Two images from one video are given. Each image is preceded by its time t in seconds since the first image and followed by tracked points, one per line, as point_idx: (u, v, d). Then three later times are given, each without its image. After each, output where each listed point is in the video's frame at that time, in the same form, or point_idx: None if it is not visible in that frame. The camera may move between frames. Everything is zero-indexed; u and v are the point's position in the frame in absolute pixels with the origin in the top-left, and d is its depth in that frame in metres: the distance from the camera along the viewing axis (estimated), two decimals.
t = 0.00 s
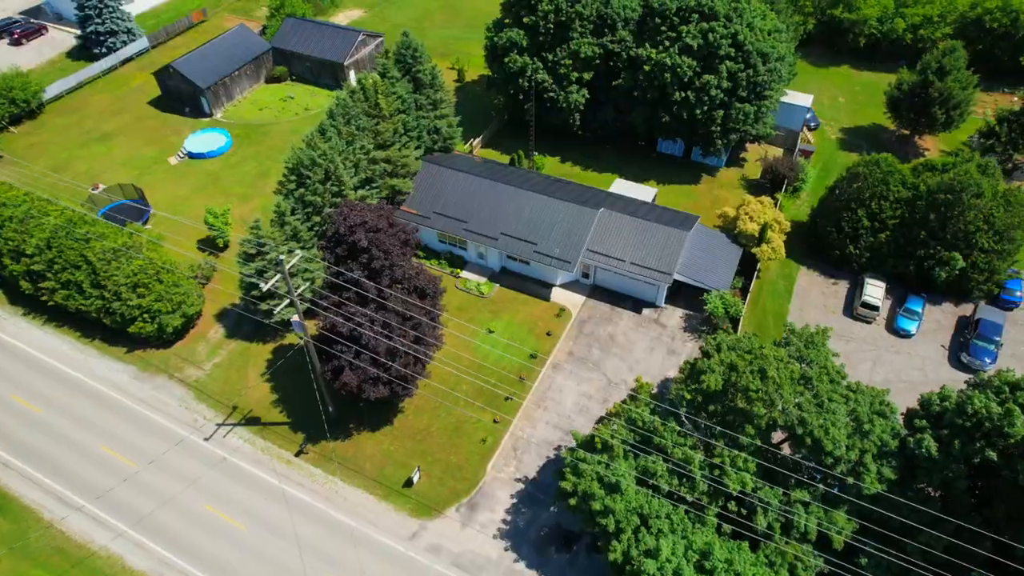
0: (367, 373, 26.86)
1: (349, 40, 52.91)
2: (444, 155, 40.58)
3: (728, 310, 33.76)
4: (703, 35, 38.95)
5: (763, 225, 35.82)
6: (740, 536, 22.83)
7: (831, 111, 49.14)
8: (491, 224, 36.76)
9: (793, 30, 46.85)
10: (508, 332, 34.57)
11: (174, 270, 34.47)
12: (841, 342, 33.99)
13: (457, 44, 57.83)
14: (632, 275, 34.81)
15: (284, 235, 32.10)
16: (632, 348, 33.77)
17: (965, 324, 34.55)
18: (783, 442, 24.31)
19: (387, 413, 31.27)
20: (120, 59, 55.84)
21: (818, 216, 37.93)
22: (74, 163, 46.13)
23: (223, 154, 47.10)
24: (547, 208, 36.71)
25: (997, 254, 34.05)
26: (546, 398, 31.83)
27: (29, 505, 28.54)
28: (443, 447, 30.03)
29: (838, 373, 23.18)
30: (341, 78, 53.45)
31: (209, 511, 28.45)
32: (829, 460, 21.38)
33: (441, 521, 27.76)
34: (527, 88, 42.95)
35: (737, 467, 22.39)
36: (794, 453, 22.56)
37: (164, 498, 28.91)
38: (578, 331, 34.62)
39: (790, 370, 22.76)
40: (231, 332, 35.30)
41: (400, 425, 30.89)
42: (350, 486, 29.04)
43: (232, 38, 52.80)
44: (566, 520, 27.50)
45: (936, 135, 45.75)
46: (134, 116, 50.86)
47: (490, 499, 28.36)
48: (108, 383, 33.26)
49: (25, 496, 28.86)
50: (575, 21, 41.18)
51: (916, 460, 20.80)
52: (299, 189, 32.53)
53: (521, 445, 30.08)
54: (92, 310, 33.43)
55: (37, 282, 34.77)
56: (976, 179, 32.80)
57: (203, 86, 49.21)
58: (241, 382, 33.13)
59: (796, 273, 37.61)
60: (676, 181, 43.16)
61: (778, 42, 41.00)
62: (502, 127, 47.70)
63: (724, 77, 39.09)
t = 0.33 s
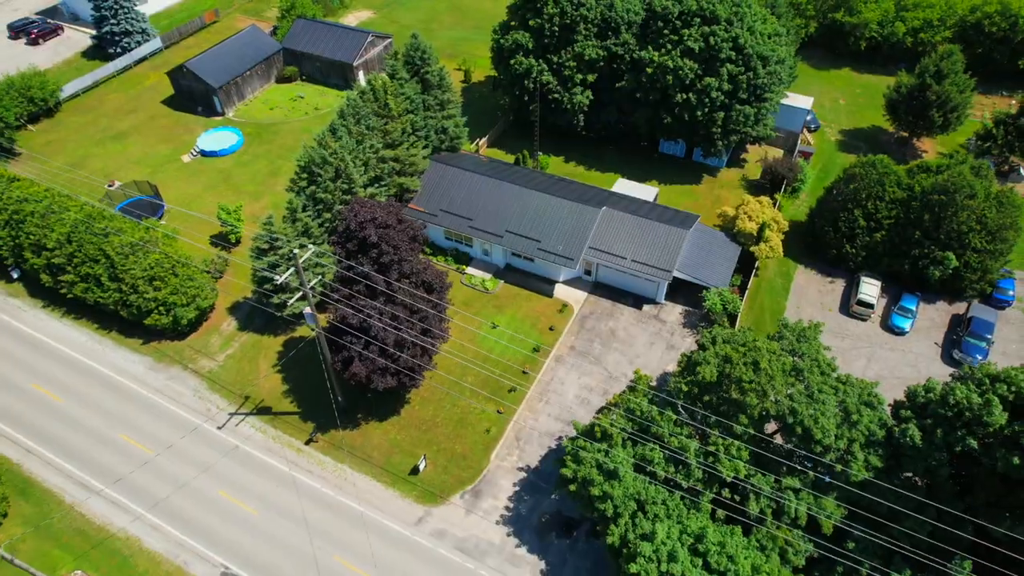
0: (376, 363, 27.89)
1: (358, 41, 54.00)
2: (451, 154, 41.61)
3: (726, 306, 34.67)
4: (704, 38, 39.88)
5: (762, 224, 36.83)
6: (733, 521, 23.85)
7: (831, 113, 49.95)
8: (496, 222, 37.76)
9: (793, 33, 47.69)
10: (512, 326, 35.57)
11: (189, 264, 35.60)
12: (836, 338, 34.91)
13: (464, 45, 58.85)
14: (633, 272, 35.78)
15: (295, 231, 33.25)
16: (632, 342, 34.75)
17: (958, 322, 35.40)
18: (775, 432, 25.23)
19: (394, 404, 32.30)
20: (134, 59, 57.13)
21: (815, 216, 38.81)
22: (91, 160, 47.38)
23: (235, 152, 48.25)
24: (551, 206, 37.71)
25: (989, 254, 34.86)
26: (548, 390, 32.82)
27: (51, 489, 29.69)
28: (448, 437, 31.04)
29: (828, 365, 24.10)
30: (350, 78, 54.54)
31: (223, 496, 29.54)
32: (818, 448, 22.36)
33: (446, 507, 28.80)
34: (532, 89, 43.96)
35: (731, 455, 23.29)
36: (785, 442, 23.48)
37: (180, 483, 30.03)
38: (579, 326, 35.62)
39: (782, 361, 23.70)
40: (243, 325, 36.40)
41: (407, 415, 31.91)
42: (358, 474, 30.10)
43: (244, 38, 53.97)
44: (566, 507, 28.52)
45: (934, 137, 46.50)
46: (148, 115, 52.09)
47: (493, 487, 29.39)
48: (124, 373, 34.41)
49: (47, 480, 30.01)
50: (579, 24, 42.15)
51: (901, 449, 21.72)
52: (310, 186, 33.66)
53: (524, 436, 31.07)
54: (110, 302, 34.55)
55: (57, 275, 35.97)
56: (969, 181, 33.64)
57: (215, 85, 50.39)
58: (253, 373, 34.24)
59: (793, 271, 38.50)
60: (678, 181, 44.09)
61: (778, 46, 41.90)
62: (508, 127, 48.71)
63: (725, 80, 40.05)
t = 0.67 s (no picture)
0: (382, 354, 28.81)
1: (363, 42, 55.00)
2: (454, 153, 42.56)
3: (722, 301, 35.61)
4: (702, 40, 40.78)
5: (758, 221, 37.86)
6: (726, 504, 24.82)
7: (827, 113, 50.84)
8: (498, 218, 38.70)
9: (790, 35, 48.60)
10: (513, 320, 36.51)
11: (199, 259, 36.60)
12: (829, 332, 35.83)
13: (467, 46, 59.83)
14: (632, 267, 36.71)
15: (303, 226, 34.17)
16: (630, 335, 35.67)
17: (949, 316, 36.27)
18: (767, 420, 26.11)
19: (398, 394, 33.22)
20: (143, 58, 58.22)
21: (810, 213, 39.71)
22: (102, 158, 48.42)
23: (242, 150, 49.26)
24: (552, 203, 38.65)
25: (979, 251, 35.71)
26: (548, 382, 33.75)
27: (66, 475, 30.69)
28: (450, 426, 31.98)
29: (818, 355, 25.00)
30: (355, 78, 55.55)
31: (233, 482, 30.52)
32: (807, 434, 23.26)
33: (449, 493, 29.74)
34: (534, 89, 44.91)
35: (723, 441, 24.23)
36: (776, 428, 24.38)
37: (191, 469, 31.01)
38: (579, 320, 36.55)
39: (773, 351, 24.62)
40: (252, 318, 37.36)
41: (411, 405, 32.84)
42: (363, 461, 31.06)
43: (251, 39, 54.99)
44: (565, 494, 29.44)
45: (928, 136, 47.36)
46: (157, 114, 53.13)
47: (494, 474, 30.31)
48: (137, 364, 35.41)
49: (63, 467, 31.00)
50: (580, 26, 43.14)
51: (887, 434, 22.61)
52: (317, 183, 34.63)
53: (524, 425, 32.00)
54: (122, 295, 35.54)
55: (71, 269, 37.00)
56: (959, 179, 34.53)
57: (223, 85, 51.36)
58: (261, 364, 35.21)
59: (788, 267, 39.39)
60: (676, 179, 45.01)
61: (775, 47, 42.77)
62: (510, 127, 49.67)
63: (722, 80, 40.93)
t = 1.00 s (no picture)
0: (388, 345, 29.75)
1: (368, 43, 55.98)
2: (457, 152, 43.51)
3: (719, 296, 36.49)
4: (700, 41, 41.68)
5: (753, 219, 38.82)
6: (720, 490, 25.69)
7: (824, 113, 51.71)
8: (500, 215, 39.63)
9: (787, 36, 49.46)
10: (514, 314, 37.40)
11: (209, 254, 37.55)
12: (823, 328, 36.67)
13: (470, 47, 60.81)
14: (630, 263, 37.60)
15: (310, 222, 35.15)
16: (628, 330, 36.54)
17: (940, 312, 37.09)
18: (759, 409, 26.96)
19: (402, 386, 34.12)
20: (152, 59, 59.32)
21: (806, 212, 40.57)
22: (112, 156, 49.41)
23: (249, 149, 50.22)
24: (552, 200, 39.55)
25: (970, 248, 36.54)
26: (548, 374, 34.61)
27: (80, 462, 31.62)
28: (453, 416, 32.86)
29: (809, 345, 25.87)
30: (360, 79, 56.53)
31: (241, 470, 31.41)
32: (798, 421, 24.08)
33: (451, 481, 30.60)
34: (535, 90, 45.86)
35: (717, 427, 25.10)
36: (769, 416, 25.22)
37: (201, 458, 31.91)
38: (579, 314, 37.43)
39: (765, 341, 25.53)
40: (259, 312, 38.28)
41: (414, 396, 33.73)
42: (368, 450, 31.93)
43: (258, 40, 56.00)
44: (565, 482, 30.30)
45: (923, 137, 48.19)
46: (166, 113, 54.14)
47: (495, 463, 31.18)
48: (148, 357, 36.35)
49: (77, 454, 31.94)
50: (580, 28, 44.12)
51: (874, 421, 23.46)
52: (324, 180, 35.62)
53: (525, 416, 32.86)
54: (134, 289, 36.51)
55: (84, 264, 38.01)
56: (950, 178, 35.35)
57: (230, 85, 52.35)
58: (269, 356, 36.13)
59: (784, 264, 40.24)
60: (675, 178, 45.89)
61: (771, 49, 43.64)
62: (512, 127, 50.58)
63: (719, 81, 41.84)
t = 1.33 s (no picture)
0: (397, 341, 30.86)
1: (378, 53, 57.54)
2: (464, 158, 44.81)
3: (718, 299, 37.50)
4: (701, 52, 42.96)
5: (752, 225, 39.86)
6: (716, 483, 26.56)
7: (824, 124, 52.88)
8: (506, 220, 40.80)
9: (787, 49, 50.71)
10: (519, 315, 38.50)
11: (224, 254, 38.84)
12: (821, 331, 37.60)
13: (477, 58, 62.32)
14: (632, 266, 38.64)
15: (322, 224, 36.45)
16: (630, 331, 37.55)
17: (935, 317, 38.00)
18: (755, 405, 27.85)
19: (410, 383, 35.16)
20: (169, 68, 61.09)
21: (804, 218, 41.60)
22: (129, 161, 50.90)
23: (262, 155, 51.65)
24: (557, 206, 40.72)
25: (964, 254, 37.48)
26: (551, 373, 35.61)
27: (99, 453, 32.75)
28: (459, 413, 33.86)
29: (802, 343, 26.85)
30: (370, 88, 58.05)
31: (253, 462, 32.48)
32: (791, 415, 25.00)
33: (456, 475, 31.56)
34: (541, 99, 47.20)
35: (713, 421, 26.02)
36: (763, 411, 26.13)
37: (214, 450, 33.00)
38: (581, 316, 38.47)
39: (759, 339, 26.52)
40: (272, 311, 39.45)
41: (421, 393, 34.76)
42: (376, 444, 32.95)
43: (272, 50, 57.63)
44: (567, 476, 31.24)
45: (920, 147, 49.25)
46: (182, 120, 55.69)
47: (499, 457, 32.14)
48: (163, 353, 37.54)
49: (95, 445, 33.08)
50: (585, 39, 45.51)
51: (864, 415, 24.39)
52: (336, 184, 36.94)
53: (529, 413, 33.82)
54: (151, 287, 37.83)
55: (103, 263, 39.42)
56: (943, 185, 36.36)
57: (244, 93, 53.91)
58: (281, 354, 37.27)
59: (783, 269, 41.22)
60: (677, 186, 47.03)
61: (771, 60, 44.85)
62: (518, 135, 51.88)
63: (720, 91, 43.04)
